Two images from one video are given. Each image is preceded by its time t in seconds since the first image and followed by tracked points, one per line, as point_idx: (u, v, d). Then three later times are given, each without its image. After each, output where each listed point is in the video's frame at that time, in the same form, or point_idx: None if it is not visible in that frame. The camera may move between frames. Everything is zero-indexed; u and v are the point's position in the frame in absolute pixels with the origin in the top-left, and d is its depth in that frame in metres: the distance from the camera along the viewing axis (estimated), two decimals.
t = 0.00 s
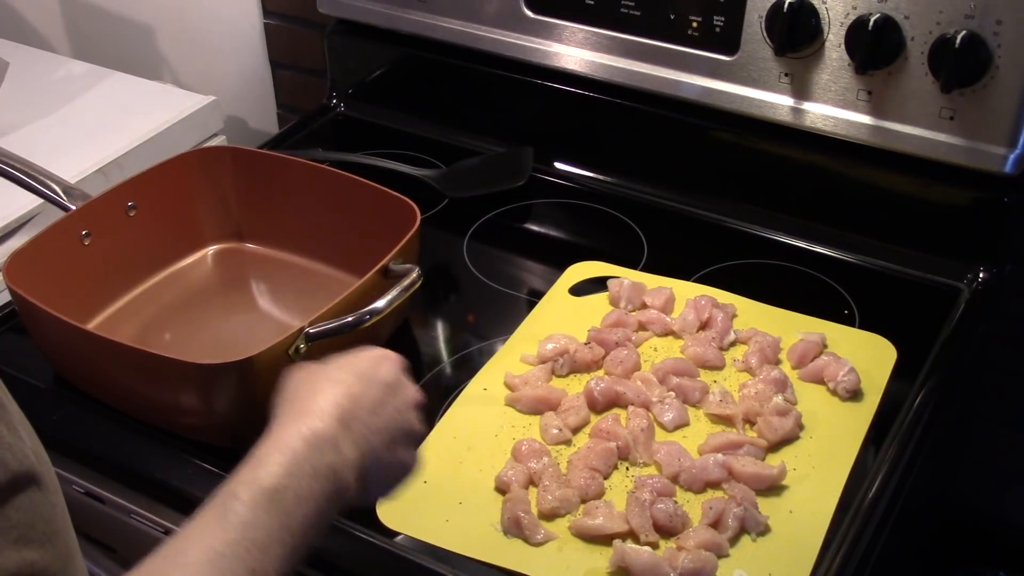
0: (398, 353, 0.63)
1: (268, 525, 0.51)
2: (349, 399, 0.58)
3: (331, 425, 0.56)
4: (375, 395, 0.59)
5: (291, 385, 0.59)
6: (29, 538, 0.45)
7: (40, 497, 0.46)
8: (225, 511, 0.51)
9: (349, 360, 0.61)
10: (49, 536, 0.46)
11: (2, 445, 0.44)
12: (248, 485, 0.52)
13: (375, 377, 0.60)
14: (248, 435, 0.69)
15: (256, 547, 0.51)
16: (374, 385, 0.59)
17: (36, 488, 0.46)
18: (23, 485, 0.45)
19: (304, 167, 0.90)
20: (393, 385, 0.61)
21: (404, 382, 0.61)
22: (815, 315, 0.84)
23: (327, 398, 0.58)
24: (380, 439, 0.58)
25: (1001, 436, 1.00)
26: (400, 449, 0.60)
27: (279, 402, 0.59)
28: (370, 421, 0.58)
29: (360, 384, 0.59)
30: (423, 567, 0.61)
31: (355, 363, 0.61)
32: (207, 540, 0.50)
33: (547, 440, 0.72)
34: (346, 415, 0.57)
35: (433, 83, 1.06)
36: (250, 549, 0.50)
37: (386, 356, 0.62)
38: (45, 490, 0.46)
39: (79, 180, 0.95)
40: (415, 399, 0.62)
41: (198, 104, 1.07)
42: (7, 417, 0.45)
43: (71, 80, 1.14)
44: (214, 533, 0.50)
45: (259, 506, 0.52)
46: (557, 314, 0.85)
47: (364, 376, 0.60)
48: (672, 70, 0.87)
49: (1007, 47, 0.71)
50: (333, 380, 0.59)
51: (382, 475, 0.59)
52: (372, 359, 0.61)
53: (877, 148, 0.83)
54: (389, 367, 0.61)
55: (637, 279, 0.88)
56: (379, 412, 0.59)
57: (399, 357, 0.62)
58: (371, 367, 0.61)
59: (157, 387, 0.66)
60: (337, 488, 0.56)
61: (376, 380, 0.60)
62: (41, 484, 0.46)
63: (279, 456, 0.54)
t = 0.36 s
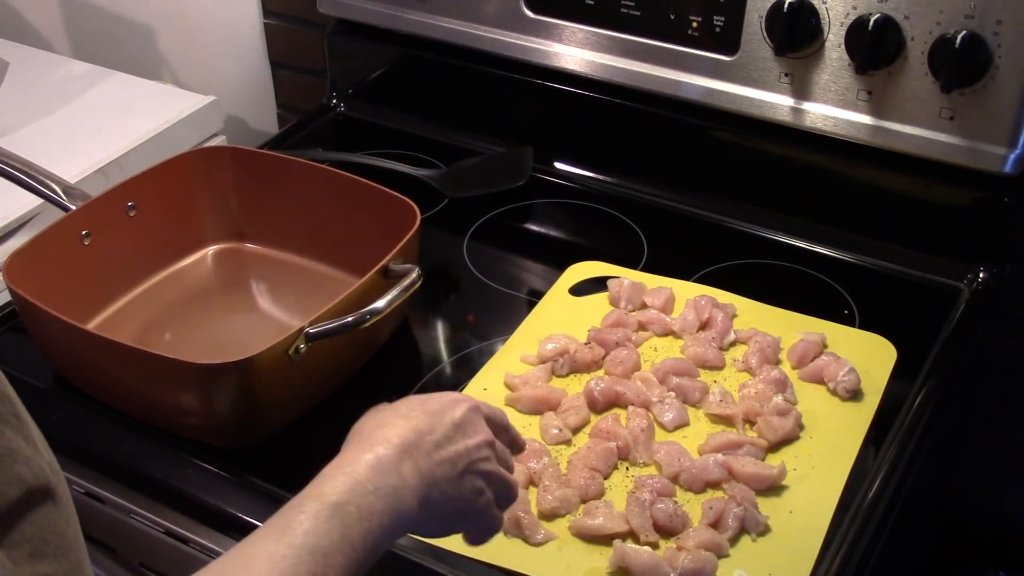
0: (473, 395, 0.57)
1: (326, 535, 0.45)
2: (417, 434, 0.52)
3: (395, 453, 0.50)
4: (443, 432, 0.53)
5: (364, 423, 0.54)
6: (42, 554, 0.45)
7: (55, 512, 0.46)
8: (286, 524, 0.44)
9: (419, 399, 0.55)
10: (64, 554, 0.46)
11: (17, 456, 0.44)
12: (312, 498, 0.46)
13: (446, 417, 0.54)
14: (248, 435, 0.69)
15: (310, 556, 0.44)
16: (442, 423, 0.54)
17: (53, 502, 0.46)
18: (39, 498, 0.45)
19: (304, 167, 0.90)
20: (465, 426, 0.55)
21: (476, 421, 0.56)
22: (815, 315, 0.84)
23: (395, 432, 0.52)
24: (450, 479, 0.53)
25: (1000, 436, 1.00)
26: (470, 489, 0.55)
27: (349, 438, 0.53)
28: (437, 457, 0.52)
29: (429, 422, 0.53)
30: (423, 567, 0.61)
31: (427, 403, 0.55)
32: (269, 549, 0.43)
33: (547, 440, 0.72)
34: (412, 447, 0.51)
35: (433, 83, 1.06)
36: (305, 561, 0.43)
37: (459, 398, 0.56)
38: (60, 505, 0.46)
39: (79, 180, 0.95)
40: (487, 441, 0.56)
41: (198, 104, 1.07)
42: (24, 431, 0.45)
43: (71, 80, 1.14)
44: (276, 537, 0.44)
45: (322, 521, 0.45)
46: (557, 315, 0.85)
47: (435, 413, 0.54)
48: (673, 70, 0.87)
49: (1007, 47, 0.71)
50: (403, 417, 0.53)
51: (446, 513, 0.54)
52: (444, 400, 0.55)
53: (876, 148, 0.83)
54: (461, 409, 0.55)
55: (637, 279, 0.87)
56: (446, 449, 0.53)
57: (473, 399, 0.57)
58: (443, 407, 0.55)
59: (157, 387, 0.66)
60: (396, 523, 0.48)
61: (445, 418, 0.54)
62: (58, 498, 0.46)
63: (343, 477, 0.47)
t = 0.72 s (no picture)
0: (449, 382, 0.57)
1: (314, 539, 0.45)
2: (399, 425, 0.52)
3: (379, 446, 0.50)
4: (424, 421, 0.53)
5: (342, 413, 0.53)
6: (67, 551, 0.50)
7: (77, 510, 0.50)
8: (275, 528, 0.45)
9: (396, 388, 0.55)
10: (89, 548, 0.51)
11: (42, 461, 0.48)
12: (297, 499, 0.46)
13: (425, 405, 0.54)
14: (248, 435, 0.69)
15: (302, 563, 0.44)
16: (423, 412, 0.53)
17: (79, 499, 0.51)
18: (65, 499, 0.50)
19: (304, 167, 0.90)
20: (445, 414, 0.55)
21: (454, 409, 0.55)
22: (815, 315, 0.84)
23: (376, 423, 0.51)
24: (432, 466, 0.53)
25: (1000, 436, 1.00)
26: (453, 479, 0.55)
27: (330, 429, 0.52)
28: (419, 447, 0.52)
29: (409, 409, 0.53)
30: (423, 567, 0.61)
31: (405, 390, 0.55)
32: (259, 555, 0.44)
33: (547, 440, 0.72)
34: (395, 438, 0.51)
35: (433, 83, 1.06)
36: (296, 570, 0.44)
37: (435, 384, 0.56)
38: (83, 503, 0.51)
39: (79, 180, 0.95)
40: (465, 428, 0.56)
41: (198, 104, 1.07)
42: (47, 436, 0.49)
43: (71, 80, 1.14)
44: (264, 545, 0.44)
45: (312, 522, 0.45)
46: (557, 315, 0.85)
47: (414, 402, 0.54)
48: (673, 70, 0.87)
49: (1007, 47, 0.71)
50: (381, 407, 0.53)
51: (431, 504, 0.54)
52: (421, 388, 0.55)
53: (876, 148, 0.83)
54: (438, 395, 0.55)
55: (637, 279, 0.88)
56: (427, 438, 0.53)
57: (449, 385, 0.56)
58: (421, 394, 0.55)
59: (156, 387, 0.66)
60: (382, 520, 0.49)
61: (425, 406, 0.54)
62: (81, 496, 0.51)
63: (328, 477, 0.47)
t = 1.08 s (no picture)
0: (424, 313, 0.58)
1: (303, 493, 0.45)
2: (380, 362, 0.52)
3: (361, 387, 0.50)
4: (404, 355, 0.54)
5: (319, 353, 0.54)
6: (94, 532, 0.50)
7: (102, 492, 0.50)
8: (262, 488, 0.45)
9: (375, 325, 0.56)
10: (114, 529, 0.51)
11: (68, 444, 0.48)
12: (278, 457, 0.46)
13: (404, 339, 0.55)
14: (249, 435, 0.69)
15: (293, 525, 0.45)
16: (401, 346, 0.54)
17: (101, 481, 0.51)
18: (89, 480, 0.50)
19: (304, 167, 0.90)
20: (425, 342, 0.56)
21: (434, 335, 0.57)
22: (815, 316, 0.84)
23: (357, 362, 0.52)
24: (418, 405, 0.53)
25: (1000, 436, 1.00)
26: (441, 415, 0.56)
27: (309, 370, 0.53)
28: (403, 384, 0.53)
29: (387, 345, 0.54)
30: (423, 567, 0.61)
31: (383, 326, 0.56)
32: (248, 524, 0.44)
33: (547, 440, 0.72)
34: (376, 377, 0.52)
35: (433, 83, 1.06)
36: (287, 531, 0.44)
37: (412, 316, 0.57)
38: (108, 484, 0.51)
39: (79, 180, 0.95)
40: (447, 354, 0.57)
41: (198, 104, 1.07)
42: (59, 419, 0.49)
43: (71, 80, 1.14)
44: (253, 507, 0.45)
45: (298, 480, 0.46)
46: (557, 315, 0.85)
47: (392, 338, 0.54)
48: (673, 70, 0.87)
49: (1007, 47, 0.71)
50: (360, 345, 0.53)
51: (417, 441, 0.55)
52: (398, 322, 0.56)
53: (876, 148, 0.83)
54: (416, 330, 0.56)
55: (637, 279, 0.88)
56: (410, 373, 0.54)
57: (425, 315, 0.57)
58: (399, 327, 0.56)
59: (156, 387, 0.66)
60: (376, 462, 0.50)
61: (404, 339, 0.55)
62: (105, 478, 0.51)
63: (312, 426, 0.47)
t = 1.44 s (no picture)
0: (421, 366, 0.61)
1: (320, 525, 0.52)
2: (373, 433, 0.57)
3: (352, 464, 0.55)
4: (400, 419, 0.58)
5: (311, 428, 0.58)
6: (107, 533, 0.48)
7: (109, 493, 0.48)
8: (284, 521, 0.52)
9: (365, 388, 0.60)
10: (125, 526, 0.49)
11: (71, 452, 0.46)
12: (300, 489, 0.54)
13: (397, 402, 0.59)
14: (249, 435, 0.69)
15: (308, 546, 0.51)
16: (396, 410, 0.58)
17: (110, 480, 0.48)
18: (97, 482, 0.47)
19: (304, 167, 0.90)
20: (422, 404, 0.60)
21: (432, 396, 0.61)
22: (815, 315, 0.84)
23: (348, 436, 0.56)
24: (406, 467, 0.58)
25: (1000, 436, 1.00)
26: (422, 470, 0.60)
27: (302, 442, 0.58)
28: (395, 450, 0.58)
29: (385, 409, 0.58)
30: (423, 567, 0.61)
31: (380, 384, 0.60)
32: None
33: (547, 440, 0.72)
34: (374, 439, 0.57)
35: (433, 83, 1.06)
36: None
37: (408, 371, 0.60)
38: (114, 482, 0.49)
39: (79, 180, 0.95)
40: (441, 414, 0.61)
41: (198, 104, 1.07)
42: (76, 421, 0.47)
43: (71, 80, 1.14)
44: None
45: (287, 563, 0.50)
46: (557, 315, 0.85)
47: (387, 403, 0.59)
48: (673, 70, 0.87)
49: (1007, 47, 0.71)
50: (354, 415, 0.58)
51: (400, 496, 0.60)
52: (394, 378, 0.60)
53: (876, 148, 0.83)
54: (409, 388, 0.60)
55: (637, 279, 0.88)
56: (404, 438, 0.58)
57: (423, 370, 0.61)
58: (396, 386, 0.59)
59: (156, 387, 0.66)
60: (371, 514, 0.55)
61: (401, 399, 0.59)
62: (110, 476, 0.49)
63: (299, 510, 0.52)
